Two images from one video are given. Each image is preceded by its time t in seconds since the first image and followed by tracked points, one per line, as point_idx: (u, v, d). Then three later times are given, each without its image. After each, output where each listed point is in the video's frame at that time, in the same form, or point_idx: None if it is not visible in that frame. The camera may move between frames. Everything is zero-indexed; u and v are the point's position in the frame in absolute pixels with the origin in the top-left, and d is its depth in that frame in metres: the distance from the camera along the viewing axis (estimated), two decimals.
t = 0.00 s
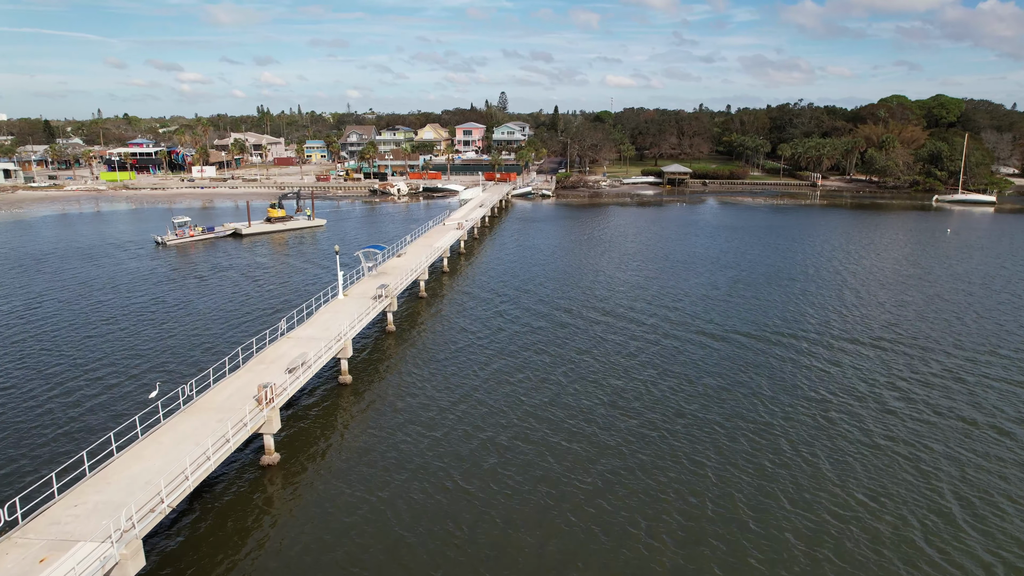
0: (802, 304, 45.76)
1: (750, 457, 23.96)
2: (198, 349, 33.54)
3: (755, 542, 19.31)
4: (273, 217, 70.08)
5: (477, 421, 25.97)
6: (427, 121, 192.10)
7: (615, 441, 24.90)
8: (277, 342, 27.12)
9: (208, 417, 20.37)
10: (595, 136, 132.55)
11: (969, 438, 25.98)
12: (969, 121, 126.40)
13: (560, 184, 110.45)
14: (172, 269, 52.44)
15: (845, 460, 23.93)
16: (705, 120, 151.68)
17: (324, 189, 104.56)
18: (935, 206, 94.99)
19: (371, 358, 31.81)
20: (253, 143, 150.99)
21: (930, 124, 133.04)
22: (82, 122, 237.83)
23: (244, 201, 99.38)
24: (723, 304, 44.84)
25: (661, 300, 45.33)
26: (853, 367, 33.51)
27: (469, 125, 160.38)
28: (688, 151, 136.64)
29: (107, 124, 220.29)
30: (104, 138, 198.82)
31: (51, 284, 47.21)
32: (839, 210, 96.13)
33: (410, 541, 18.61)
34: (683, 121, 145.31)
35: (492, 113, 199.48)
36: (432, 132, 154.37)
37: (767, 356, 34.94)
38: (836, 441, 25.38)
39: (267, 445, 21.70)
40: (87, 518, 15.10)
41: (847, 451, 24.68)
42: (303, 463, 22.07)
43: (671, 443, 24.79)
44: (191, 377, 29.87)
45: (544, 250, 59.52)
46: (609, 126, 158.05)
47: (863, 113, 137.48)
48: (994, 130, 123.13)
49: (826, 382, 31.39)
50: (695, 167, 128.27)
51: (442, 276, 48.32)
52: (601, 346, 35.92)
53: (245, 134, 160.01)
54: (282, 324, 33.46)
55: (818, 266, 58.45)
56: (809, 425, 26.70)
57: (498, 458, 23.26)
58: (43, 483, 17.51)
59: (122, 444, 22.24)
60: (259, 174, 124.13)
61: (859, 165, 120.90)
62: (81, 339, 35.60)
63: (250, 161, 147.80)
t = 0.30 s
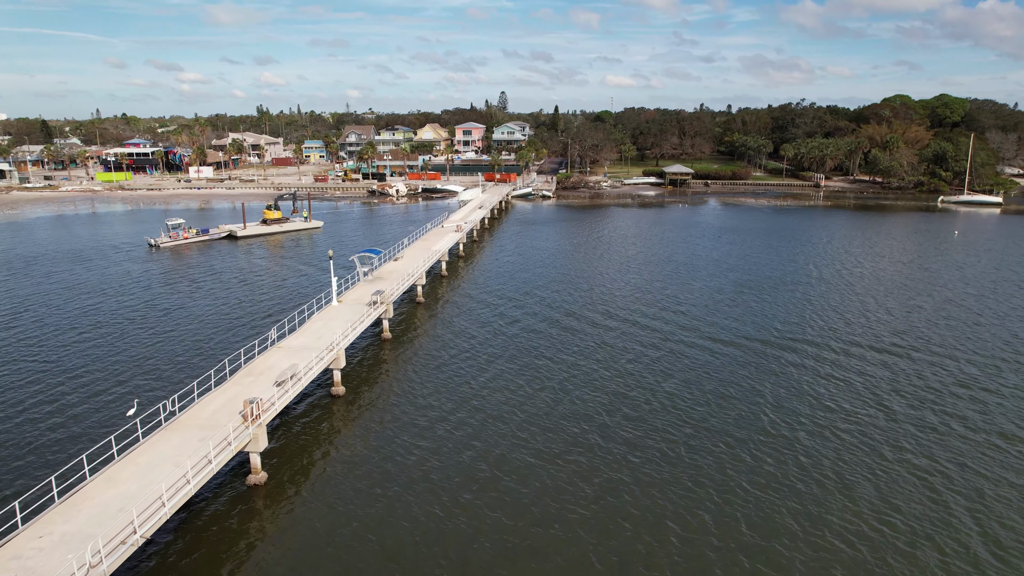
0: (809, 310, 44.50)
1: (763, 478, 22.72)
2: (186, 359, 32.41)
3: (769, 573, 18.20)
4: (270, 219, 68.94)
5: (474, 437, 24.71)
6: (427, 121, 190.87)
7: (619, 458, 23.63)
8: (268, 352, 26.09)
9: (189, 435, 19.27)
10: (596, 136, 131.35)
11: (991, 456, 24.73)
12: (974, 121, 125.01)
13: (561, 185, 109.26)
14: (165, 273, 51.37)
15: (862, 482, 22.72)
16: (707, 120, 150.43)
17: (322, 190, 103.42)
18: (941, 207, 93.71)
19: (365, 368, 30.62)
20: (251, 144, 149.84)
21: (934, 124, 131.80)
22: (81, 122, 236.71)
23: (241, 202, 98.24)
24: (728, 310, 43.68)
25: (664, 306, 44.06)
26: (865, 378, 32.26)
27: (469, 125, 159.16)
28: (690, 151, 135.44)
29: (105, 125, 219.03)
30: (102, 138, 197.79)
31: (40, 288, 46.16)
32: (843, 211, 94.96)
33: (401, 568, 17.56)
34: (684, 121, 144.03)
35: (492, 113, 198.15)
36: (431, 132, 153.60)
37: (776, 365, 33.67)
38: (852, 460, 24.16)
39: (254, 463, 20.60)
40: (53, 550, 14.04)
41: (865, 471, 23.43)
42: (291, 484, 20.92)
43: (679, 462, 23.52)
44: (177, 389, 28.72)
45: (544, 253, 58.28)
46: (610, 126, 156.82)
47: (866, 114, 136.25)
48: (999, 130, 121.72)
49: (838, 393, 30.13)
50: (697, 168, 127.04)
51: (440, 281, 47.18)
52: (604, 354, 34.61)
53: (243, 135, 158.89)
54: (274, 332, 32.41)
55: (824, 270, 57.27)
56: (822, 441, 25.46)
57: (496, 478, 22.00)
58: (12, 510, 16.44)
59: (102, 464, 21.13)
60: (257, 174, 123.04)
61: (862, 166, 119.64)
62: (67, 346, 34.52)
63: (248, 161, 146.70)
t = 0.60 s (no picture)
0: (816, 316, 43.33)
1: (776, 502, 21.58)
2: (174, 371, 31.32)
3: None
4: (265, 221, 67.87)
5: (471, 455, 23.57)
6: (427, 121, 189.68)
7: (623, 481, 22.45)
8: (257, 364, 25.04)
9: (169, 455, 18.19)
10: (596, 136, 130.05)
11: (1012, 476, 23.71)
12: (979, 121, 123.80)
13: (561, 186, 108.10)
14: (156, 277, 50.27)
15: (880, 506, 21.59)
16: (709, 120, 149.26)
17: (319, 191, 102.33)
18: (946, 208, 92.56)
19: (359, 377, 29.49)
20: (249, 144, 148.63)
21: (938, 124, 130.65)
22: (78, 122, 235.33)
23: (237, 204, 97.04)
24: (733, 316, 42.55)
25: (668, 312, 42.89)
26: (877, 389, 31.12)
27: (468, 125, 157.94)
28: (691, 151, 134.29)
29: (103, 125, 217.72)
30: (100, 139, 196.75)
31: (27, 293, 45.03)
32: (847, 212, 93.81)
33: None
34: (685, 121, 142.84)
35: (492, 113, 196.95)
36: (431, 132, 153.27)
37: (784, 376, 32.50)
38: (868, 481, 23.06)
39: (240, 484, 19.50)
40: None
41: (882, 493, 22.33)
42: (279, 505, 19.90)
43: (686, 484, 22.35)
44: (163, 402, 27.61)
45: (545, 256, 57.14)
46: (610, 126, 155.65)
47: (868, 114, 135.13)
48: (1004, 130, 120.47)
49: (849, 407, 29.00)
50: (699, 168, 125.82)
51: (438, 286, 46.06)
52: (606, 364, 33.41)
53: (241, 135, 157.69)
54: (266, 342, 31.36)
55: (830, 274, 56.15)
56: (835, 460, 24.38)
57: (495, 502, 20.83)
58: None
59: (80, 483, 20.08)
60: (255, 175, 121.82)
61: (866, 166, 118.58)
62: (52, 355, 33.41)
63: (246, 162, 145.64)
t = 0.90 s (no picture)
0: (824, 322, 42.17)
1: (791, 530, 20.42)
2: (161, 382, 30.23)
3: None
4: (261, 223, 66.75)
5: (468, 474, 22.36)
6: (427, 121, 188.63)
7: (628, 501, 21.40)
8: (244, 377, 23.94)
9: (146, 479, 17.06)
10: (597, 136, 128.93)
11: None
12: (983, 121, 122.64)
13: (562, 187, 106.99)
14: (148, 281, 49.18)
15: (898, 530, 20.58)
16: (710, 120, 148.22)
17: (317, 192, 101.21)
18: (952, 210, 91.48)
19: (353, 389, 28.31)
20: (247, 144, 147.57)
21: (941, 125, 129.51)
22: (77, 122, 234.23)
23: (234, 205, 95.95)
24: (739, 322, 41.46)
25: (671, 318, 41.71)
26: (890, 401, 29.96)
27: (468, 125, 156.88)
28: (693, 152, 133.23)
29: (102, 125, 216.69)
30: (98, 139, 195.59)
31: (15, 298, 43.93)
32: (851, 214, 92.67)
33: None
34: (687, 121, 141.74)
35: (492, 113, 195.79)
36: (430, 133, 152.35)
37: (793, 387, 31.33)
38: (886, 504, 21.90)
39: (223, 508, 18.40)
40: None
41: (900, 517, 21.26)
42: (265, 531, 18.78)
43: (695, 509, 21.17)
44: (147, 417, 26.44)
45: (545, 260, 56.00)
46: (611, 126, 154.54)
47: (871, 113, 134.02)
48: (1008, 130, 119.28)
49: (863, 422, 27.82)
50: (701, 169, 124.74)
51: (436, 291, 44.95)
52: (608, 373, 32.23)
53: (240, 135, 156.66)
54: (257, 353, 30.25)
55: (836, 278, 55.05)
56: (851, 481, 23.21)
57: (493, 526, 19.72)
58: None
59: (55, 508, 18.96)
60: (252, 176, 120.75)
61: (869, 167, 117.45)
62: (37, 365, 32.36)
63: (244, 162, 144.57)
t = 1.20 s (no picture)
0: (831, 329, 41.05)
1: (804, 558, 19.38)
2: (146, 393, 29.18)
3: None
4: (256, 225, 65.67)
5: (462, 495, 21.27)
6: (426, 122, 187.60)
7: (629, 524, 20.37)
8: (230, 391, 22.89)
9: (121, 504, 16.00)
10: (598, 136, 127.83)
11: None
12: (987, 121, 121.42)
13: (563, 188, 105.86)
14: (139, 285, 48.12)
15: (916, 559, 19.49)
16: (711, 121, 147.17)
17: (315, 193, 100.11)
18: (957, 211, 90.33)
19: (345, 402, 27.25)
20: (245, 144, 146.47)
21: (945, 125, 128.40)
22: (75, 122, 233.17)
23: (230, 206, 94.84)
24: (742, 329, 40.37)
25: (674, 325, 40.67)
26: (902, 414, 28.84)
27: (468, 125, 155.77)
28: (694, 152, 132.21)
29: (100, 125, 215.66)
30: (95, 138, 194.46)
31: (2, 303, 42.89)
32: (854, 215, 91.57)
33: None
34: (688, 121, 140.60)
35: (493, 113, 194.74)
36: (430, 133, 151.52)
37: (801, 398, 30.21)
38: (902, 528, 20.84)
39: (202, 535, 17.36)
40: None
41: (918, 543, 20.19)
42: (249, 558, 17.76)
43: (703, 535, 20.07)
44: (129, 432, 25.35)
45: (545, 264, 54.94)
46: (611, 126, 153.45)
47: (874, 114, 132.92)
48: (1013, 130, 118.06)
49: (875, 436, 26.70)
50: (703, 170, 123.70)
51: (433, 296, 43.90)
52: (609, 384, 31.14)
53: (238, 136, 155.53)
54: (247, 363, 29.20)
55: (841, 282, 54.00)
56: (864, 502, 22.12)
57: (487, 552, 18.66)
58: None
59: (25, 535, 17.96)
60: (250, 176, 119.71)
61: (872, 168, 116.37)
62: (18, 375, 31.29)
63: (242, 163, 143.44)
